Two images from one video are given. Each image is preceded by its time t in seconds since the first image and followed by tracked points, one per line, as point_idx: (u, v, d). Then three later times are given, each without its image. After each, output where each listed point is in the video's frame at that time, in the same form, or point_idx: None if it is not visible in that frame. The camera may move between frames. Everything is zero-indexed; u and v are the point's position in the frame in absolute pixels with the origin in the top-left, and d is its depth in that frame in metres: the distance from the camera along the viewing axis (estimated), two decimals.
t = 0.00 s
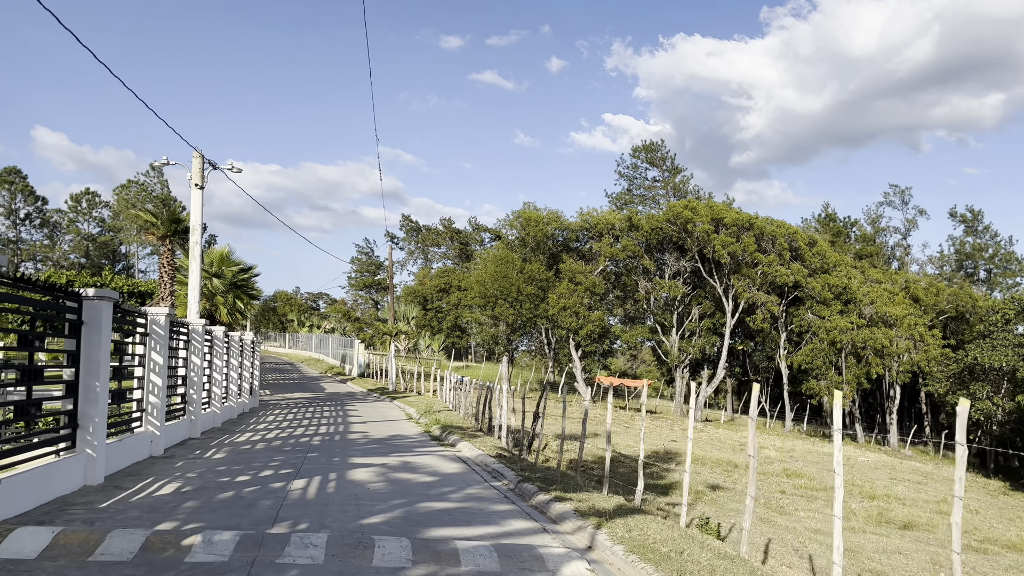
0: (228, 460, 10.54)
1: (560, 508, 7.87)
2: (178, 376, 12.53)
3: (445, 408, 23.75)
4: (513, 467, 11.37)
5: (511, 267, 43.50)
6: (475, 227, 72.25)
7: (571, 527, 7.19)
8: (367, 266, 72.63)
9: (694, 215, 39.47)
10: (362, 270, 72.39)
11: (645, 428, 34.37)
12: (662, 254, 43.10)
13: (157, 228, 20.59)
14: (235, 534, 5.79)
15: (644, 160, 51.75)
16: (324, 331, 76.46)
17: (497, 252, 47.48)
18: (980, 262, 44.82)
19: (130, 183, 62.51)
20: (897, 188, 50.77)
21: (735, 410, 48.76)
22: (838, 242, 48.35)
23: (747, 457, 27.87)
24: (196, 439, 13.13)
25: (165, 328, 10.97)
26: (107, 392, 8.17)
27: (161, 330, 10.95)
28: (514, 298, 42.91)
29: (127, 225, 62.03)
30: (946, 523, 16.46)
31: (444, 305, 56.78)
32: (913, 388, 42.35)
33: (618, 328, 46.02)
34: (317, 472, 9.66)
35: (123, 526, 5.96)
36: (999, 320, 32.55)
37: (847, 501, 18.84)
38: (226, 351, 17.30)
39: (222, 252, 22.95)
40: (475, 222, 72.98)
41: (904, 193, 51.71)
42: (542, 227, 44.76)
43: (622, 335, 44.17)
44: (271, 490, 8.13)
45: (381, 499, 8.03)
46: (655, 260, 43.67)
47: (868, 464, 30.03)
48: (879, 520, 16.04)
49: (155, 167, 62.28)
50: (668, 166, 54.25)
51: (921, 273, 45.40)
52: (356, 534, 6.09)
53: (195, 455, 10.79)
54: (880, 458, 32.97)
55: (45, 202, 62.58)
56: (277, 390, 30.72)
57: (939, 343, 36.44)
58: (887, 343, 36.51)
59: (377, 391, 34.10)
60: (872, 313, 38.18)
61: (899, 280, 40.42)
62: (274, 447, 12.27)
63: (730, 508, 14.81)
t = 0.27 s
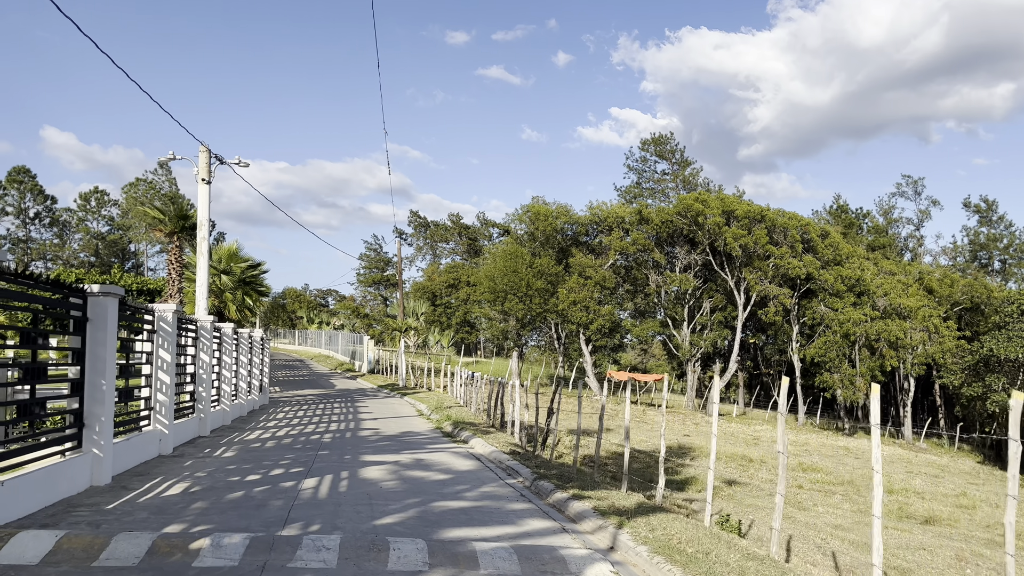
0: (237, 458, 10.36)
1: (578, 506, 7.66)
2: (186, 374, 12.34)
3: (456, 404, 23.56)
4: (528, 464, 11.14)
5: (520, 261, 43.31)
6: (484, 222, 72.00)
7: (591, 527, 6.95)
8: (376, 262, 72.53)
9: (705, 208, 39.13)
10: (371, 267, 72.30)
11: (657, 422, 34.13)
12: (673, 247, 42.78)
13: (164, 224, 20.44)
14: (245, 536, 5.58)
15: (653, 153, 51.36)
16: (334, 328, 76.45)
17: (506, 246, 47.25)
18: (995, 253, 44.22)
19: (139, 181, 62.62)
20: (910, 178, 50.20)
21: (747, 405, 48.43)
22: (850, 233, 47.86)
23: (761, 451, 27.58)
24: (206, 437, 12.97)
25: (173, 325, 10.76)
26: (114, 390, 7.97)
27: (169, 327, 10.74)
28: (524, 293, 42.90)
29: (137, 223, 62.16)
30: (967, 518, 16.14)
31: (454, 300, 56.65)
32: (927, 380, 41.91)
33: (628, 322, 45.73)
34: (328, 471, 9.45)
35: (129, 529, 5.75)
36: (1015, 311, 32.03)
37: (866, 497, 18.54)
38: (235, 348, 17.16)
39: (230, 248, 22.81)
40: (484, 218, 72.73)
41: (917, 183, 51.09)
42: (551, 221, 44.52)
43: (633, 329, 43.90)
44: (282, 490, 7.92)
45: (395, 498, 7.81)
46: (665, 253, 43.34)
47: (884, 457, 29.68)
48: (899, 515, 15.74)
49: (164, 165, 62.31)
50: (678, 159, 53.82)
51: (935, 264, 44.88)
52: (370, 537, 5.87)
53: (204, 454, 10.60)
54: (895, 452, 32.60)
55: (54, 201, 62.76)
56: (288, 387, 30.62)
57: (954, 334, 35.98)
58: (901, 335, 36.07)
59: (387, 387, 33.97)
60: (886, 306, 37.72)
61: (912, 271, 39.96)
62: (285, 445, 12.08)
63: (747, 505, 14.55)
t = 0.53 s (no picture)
0: (249, 455, 10.17)
1: (599, 504, 7.43)
2: (196, 370, 12.18)
3: (468, 399, 23.37)
4: (544, 459, 10.91)
5: (532, 255, 43.07)
6: (494, 217, 71.74)
7: (613, 525, 6.72)
8: (387, 257, 72.45)
9: (718, 200, 38.72)
10: (381, 262, 72.23)
11: (671, 416, 33.87)
12: (685, 240, 42.40)
13: (174, 220, 20.31)
14: (255, 538, 5.38)
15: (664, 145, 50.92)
16: (345, 323, 76.50)
17: (517, 240, 47.00)
18: (1014, 243, 43.52)
19: (150, 179, 62.78)
20: (926, 168, 49.51)
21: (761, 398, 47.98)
22: (864, 224, 47.29)
23: (777, 445, 27.25)
24: (217, 433, 12.81)
25: (183, 320, 10.59)
26: (122, 387, 7.79)
27: (179, 322, 10.56)
28: (536, 287, 42.69)
29: (148, 220, 62.33)
30: (993, 512, 15.78)
31: (464, 295, 56.47)
32: (944, 372, 41.36)
33: (640, 316, 45.39)
34: (341, 468, 9.25)
35: (136, 530, 5.57)
36: None
37: (887, 491, 18.21)
38: (246, 344, 17.00)
39: (241, 243, 22.67)
40: (494, 212, 72.47)
41: (933, 173, 50.40)
42: (562, 215, 44.22)
43: (645, 323, 43.56)
44: (294, 488, 7.73)
45: (409, 496, 7.59)
46: (678, 246, 42.96)
47: (901, 450, 29.29)
48: (922, 510, 15.40)
49: (174, 163, 62.41)
50: (689, 151, 53.34)
51: (951, 254, 44.25)
52: (385, 538, 5.65)
53: (215, 451, 10.43)
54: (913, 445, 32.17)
55: (67, 199, 63.01)
56: (300, 383, 30.54)
57: (972, 325, 35.43)
58: (918, 327, 35.53)
59: (399, 382, 33.83)
60: (903, 297, 37.21)
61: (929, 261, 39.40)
62: (297, 441, 11.91)
63: (766, 500, 14.27)
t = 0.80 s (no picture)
0: (261, 456, 9.98)
1: (622, 507, 7.17)
2: (207, 369, 12.01)
3: (482, 397, 23.14)
4: (562, 459, 10.64)
5: (544, 252, 42.78)
6: (506, 213, 71.45)
7: (638, 530, 6.47)
8: (398, 255, 72.35)
9: (733, 194, 38.26)
10: (393, 260, 72.14)
11: (686, 414, 33.51)
12: (699, 235, 41.95)
13: (185, 218, 20.19)
14: (267, 545, 5.15)
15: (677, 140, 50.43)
16: (357, 321, 76.50)
17: (529, 237, 46.71)
18: None
19: (162, 178, 62.96)
20: (944, 161, 48.76)
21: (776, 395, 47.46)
22: (881, 218, 46.64)
23: (794, 442, 26.86)
24: (229, 433, 12.65)
25: (194, 319, 10.41)
26: (132, 388, 7.59)
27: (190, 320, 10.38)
28: (549, 284, 42.45)
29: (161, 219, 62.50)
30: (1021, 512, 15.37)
31: (476, 292, 56.23)
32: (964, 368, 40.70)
33: (654, 312, 44.98)
34: (355, 469, 9.02)
35: (145, 537, 5.36)
36: None
37: (910, 490, 17.84)
38: (258, 342, 16.84)
39: (252, 241, 22.53)
40: (505, 209, 72.19)
41: (951, 166, 49.64)
42: (574, 211, 43.89)
43: (659, 319, 43.16)
44: (307, 490, 7.51)
45: (425, 499, 7.35)
46: (692, 242, 42.52)
47: (921, 448, 28.80)
48: (947, 510, 15.03)
49: (187, 161, 62.53)
50: (703, 146, 52.81)
51: (971, 249, 43.54)
52: (403, 545, 5.41)
53: (227, 452, 10.25)
54: (932, 442, 31.65)
55: (80, 199, 63.28)
56: (312, 381, 30.43)
57: (993, 321, 34.80)
58: (938, 323, 34.91)
59: (412, 380, 33.69)
60: (922, 292, 36.78)
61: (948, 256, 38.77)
62: (310, 441, 11.70)
63: (788, 500, 13.96)
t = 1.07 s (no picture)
0: (276, 457, 9.79)
1: (649, 511, 6.89)
2: (222, 367, 11.86)
3: (498, 396, 22.90)
4: (582, 460, 10.37)
5: (560, 250, 42.50)
6: (520, 212, 71.17)
7: (666, 535, 6.20)
8: (413, 254, 72.29)
9: (751, 191, 37.77)
10: (407, 259, 72.09)
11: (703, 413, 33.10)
12: (717, 232, 41.49)
13: (200, 216, 20.12)
14: (282, 551, 4.94)
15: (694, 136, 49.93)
16: (372, 320, 76.54)
17: (544, 235, 46.42)
18: None
19: (178, 178, 63.28)
20: (965, 156, 47.95)
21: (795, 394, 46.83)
22: (901, 215, 45.90)
23: (815, 442, 26.40)
24: (244, 433, 12.50)
25: (208, 316, 10.24)
26: (144, 386, 7.43)
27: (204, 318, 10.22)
28: (564, 282, 42.20)
29: (177, 219, 62.82)
30: None
31: (491, 291, 56.00)
32: (987, 367, 39.95)
33: (670, 310, 44.54)
34: (371, 470, 8.80)
35: (155, 542, 5.16)
36: None
37: (936, 491, 17.40)
38: (273, 341, 16.70)
39: (267, 239, 22.44)
40: (520, 207, 71.94)
41: (973, 162, 48.80)
42: (590, 208, 43.56)
43: (676, 317, 42.72)
44: (323, 492, 7.30)
45: (445, 501, 7.11)
46: (709, 239, 42.05)
47: (945, 448, 28.22)
48: (978, 512, 14.59)
49: (202, 161, 62.78)
50: (719, 142, 52.26)
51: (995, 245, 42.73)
52: (423, 551, 5.17)
53: (242, 452, 10.07)
54: (956, 442, 31.05)
55: (98, 199, 63.77)
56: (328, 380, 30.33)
57: (1018, 318, 34.08)
58: (960, 320, 34.21)
59: (428, 379, 33.54)
60: (944, 289, 35.60)
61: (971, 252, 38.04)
62: (325, 441, 11.51)
63: (814, 502, 13.59)
